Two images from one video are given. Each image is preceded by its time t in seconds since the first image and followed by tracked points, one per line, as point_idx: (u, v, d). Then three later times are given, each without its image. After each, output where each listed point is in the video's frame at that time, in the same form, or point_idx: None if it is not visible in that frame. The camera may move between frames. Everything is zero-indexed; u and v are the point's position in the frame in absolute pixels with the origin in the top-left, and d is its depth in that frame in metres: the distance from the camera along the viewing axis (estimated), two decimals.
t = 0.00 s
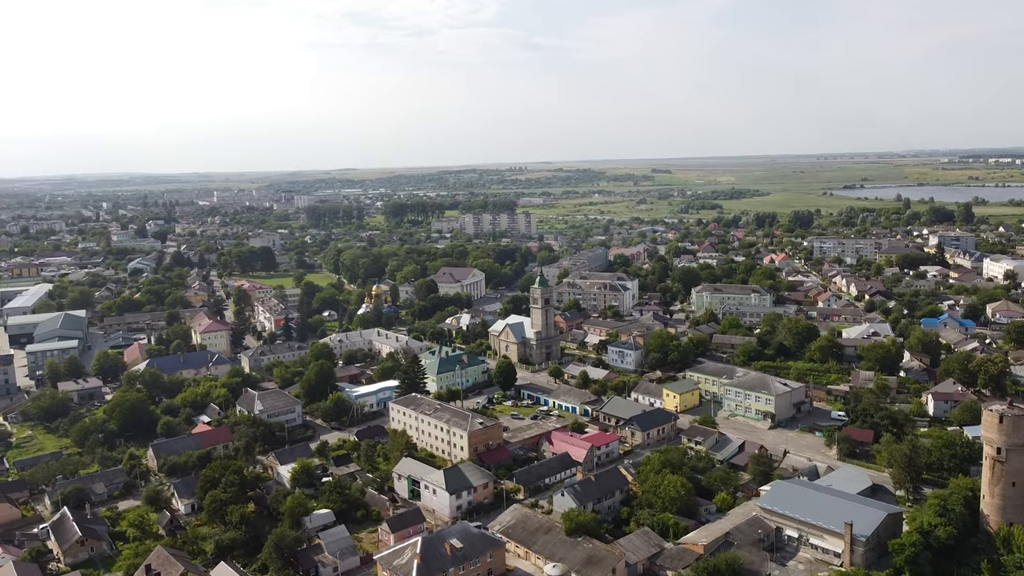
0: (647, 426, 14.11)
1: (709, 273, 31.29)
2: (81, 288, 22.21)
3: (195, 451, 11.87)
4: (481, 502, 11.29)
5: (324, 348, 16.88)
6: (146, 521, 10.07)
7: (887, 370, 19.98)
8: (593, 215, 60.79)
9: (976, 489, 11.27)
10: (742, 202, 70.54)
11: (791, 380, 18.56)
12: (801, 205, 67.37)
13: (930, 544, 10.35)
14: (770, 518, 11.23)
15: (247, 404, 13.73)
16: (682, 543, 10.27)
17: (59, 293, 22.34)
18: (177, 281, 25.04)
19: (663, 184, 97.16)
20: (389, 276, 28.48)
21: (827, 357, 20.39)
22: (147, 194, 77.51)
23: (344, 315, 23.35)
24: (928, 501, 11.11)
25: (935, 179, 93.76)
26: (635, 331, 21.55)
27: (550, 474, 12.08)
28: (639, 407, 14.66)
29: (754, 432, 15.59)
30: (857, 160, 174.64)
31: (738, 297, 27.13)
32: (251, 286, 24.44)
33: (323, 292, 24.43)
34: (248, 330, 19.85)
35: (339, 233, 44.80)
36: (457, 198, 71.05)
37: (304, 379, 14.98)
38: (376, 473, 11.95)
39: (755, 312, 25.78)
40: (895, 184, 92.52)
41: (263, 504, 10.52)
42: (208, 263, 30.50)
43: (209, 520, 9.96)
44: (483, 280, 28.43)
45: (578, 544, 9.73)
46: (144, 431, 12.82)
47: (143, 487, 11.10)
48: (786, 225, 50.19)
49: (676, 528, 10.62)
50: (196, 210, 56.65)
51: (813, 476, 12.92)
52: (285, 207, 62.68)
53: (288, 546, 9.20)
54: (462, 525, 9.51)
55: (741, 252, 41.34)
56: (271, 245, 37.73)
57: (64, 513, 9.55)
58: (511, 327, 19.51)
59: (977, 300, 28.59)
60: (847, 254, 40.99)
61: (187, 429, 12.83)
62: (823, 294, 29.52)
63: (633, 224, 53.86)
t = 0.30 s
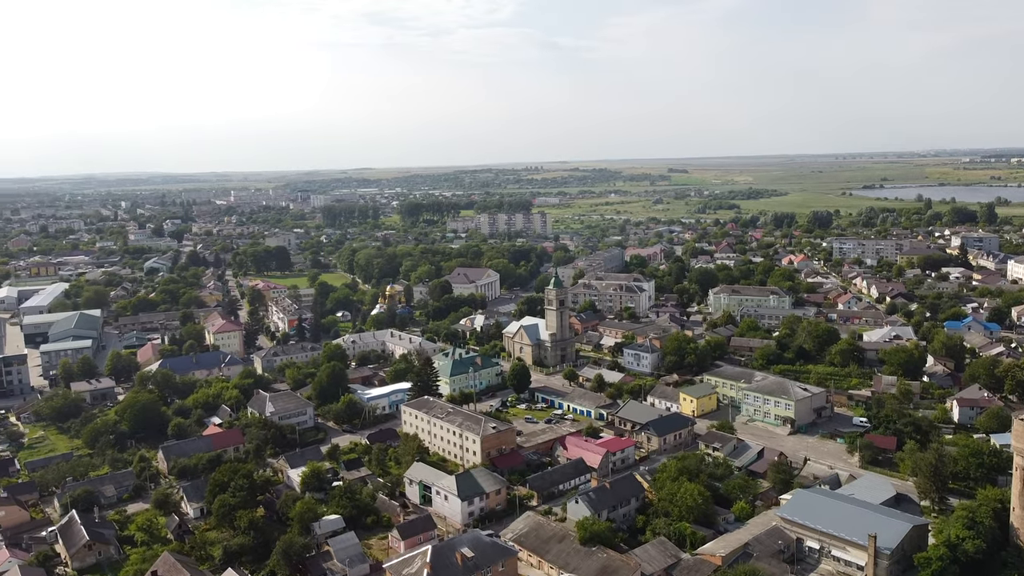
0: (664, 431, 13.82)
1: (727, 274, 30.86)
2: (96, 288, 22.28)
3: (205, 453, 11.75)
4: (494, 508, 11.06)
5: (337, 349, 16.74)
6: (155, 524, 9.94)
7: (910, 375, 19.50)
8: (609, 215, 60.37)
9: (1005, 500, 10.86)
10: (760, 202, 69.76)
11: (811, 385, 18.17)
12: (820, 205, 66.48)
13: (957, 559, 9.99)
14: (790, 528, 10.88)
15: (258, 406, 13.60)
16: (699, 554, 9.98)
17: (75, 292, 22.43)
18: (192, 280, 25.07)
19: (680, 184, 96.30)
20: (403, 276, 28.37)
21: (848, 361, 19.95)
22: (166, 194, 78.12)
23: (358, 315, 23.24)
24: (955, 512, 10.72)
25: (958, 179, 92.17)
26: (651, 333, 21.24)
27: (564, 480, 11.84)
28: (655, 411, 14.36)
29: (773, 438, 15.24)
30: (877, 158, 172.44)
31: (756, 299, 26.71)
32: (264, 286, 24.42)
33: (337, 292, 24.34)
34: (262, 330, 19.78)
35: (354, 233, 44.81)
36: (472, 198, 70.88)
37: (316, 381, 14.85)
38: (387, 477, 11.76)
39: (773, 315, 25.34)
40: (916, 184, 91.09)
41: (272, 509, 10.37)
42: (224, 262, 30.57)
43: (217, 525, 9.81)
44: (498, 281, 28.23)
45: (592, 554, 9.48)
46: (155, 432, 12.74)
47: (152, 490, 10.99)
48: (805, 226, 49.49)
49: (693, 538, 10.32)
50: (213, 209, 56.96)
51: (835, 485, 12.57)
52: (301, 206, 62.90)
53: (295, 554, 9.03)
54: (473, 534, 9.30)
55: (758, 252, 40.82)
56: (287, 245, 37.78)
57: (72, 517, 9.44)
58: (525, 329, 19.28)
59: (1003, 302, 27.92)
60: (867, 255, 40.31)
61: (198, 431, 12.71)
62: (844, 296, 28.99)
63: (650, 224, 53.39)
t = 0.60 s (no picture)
0: (680, 436, 13.54)
1: (745, 275, 30.44)
2: (112, 287, 22.35)
3: (215, 456, 11.64)
4: (506, 515, 10.85)
5: (349, 350, 16.62)
6: (164, 528, 9.82)
7: (934, 380, 19.01)
8: (625, 215, 59.95)
9: None
10: (778, 202, 69.01)
11: (831, 389, 17.78)
12: (840, 205, 65.61)
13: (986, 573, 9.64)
14: (810, 539, 10.56)
15: (269, 407, 13.49)
16: (717, 565, 9.70)
17: (90, 292, 22.53)
18: (206, 280, 25.11)
19: (697, 184, 95.48)
20: (418, 276, 28.27)
21: (870, 365, 19.52)
22: (184, 194, 78.75)
23: (371, 316, 23.13)
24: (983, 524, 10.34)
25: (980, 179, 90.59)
26: (668, 335, 20.93)
27: (578, 486, 11.59)
28: (672, 416, 14.08)
29: (793, 444, 14.90)
30: (898, 157, 170.16)
31: (774, 301, 26.29)
32: (279, 286, 24.39)
33: (351, 292, 24.26)
34: (275, 330, 19.72)
35: (369, 232, 44.84)
36: (488, 198, 70.73)
37: (328, 382, 14.72)
38: (398, 481, 11.59)
39: (792, 317, 24.92)
40: (937, 184, 89.68)
41: (281, 514, 10.21)
42: (239, 262, 30.64)
43: (225, 530, 9.67)
44: (512, 282, 28.04)
45: (606, 565, 9.22)
46: (166, 434, 12.66)
47: (162, 493, 10.88)
48: (824, 227, 48.82)
49: (710, 548, 10.03)
50: (230, 208, 57.23)
51: (856, 494, 12.22)
52: (317, 205, 63.10)
53: (304, 560, 8.86)
54: (485, 542, 9.08)
55: (777, 253, 40.29)
56: (302, 244, 37.84)
57: (80, 520, 9.35)
58: (540, 331, 19.06)
59: None
60: (888, 256, 39.64)
61: (209, 433, 12.62)
62: (864, 298, 28.48)
63: (666, 224, 52.96)
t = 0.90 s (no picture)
0: (698, 442, 13.23)
1: (763, 277, 30.00)
2: (127, 286, 22.41)
3: (225, 459, 11.51)
4: (519, 522, 10.63)
5: (361, 351, 16.48)
6: (171, 533, 9.69)
7: (959, 386, 18.47)
8: (641, 215, 59.50)
9: None
10: (797, 202, 68.20)
11: (853, 395, 17.37)
12: (859, 206, 64.69)
13: None
14: (833, 551, 10.21)
15: (280, 409, 13.35)
16: None
17: (106, 291, 22.61)
18: (221, 280, 25.14)
19: (714, 184, 94.64)
20: (432, 276, 28.13)
21: (892, 369, 19.08)
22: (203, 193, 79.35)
23: (385, 316, 23.01)
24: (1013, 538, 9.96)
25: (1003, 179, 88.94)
26: (684, 338, 20.60)
27: (593, 493, 11.34)
28: (689, 421, 13.79)
29: (813, 451, 14.54)
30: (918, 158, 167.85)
31: (793, 303, 25.84)
32: (293, 285, 24.35)
33: (365, 293, 24.17)
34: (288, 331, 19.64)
35: (385, 232, 44.81)
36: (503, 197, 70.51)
37: (339, 384, 14.58)
38: (409, 486, 11.40)
39: (812, 319, 24.48)
40: (959, 184, 88.22)
41: (290, 519, 10.05)
42: (254, 261, 30.68)
43: (233, 535, 9.52)
44: (527, 282, 27.81)
45: None
46: (177, 436, 12.57)
47: (171, 496, 10.77)
48: (843, 227, 48.11)
49: (728, 560, 9.73)
50: (247, 207, 57.52)
51: (879, 505, 11.87)
52: (333, 205, 63.22)
53: (312, 568, 8.67)
54: (496, 552, 8.87)
55: (796, 254, 39.73)
56: (317, 244, 37.86)
57: (88, 524, 9.24)
58: (554, 333, 18.81)
59: None
60: (909, 257, 38.94)
61: (219, 435, 12.52)
62: (885, 300, 27.94)
63: (683, 225, 52.48)
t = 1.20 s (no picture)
0: (715, 448, 12.93)
1: (781, 278, 29.56)
2: (142, 286, 22.46)
3: (235, 461, 11.40)
4: (531, 530, 10.40)
5: (374, 353, 16.34)
6: (179, 537, 9.58)
7: (984, 394, 17.77)
8: (657, 215, 59.02)
9: None
10: (815, 203, 67.34)
11: (874, 400, 16.97)
12: (879, 206, 63.76)
13: None
14: (855, 564, 9.91)
15: (291, 412, 13.23)
16: None
17: (121, 290, 22.68)
18: (235, 280, 25.15)
19: (731, 184, 93.79)
20: (446, 276, 28.00)
21: (914, 374, 18.64)
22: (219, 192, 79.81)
23: (398, 316, 22.89)
24: None
25: None
26: (701, 341, 20.29)
27: (607, 501, 11.09)
28: (706, 427, 13.49)
29: (833, 459, 14.18)
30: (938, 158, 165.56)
31: (812, 305, 25.39)
32: (306, 285, 24.31)
33: (378, 293, 24.07)
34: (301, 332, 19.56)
35: (399, 232, 44.77)
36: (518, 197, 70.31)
37: (351, 386, 14.43)
38: (420, 492, 11.22)
39: (831, 322, 24.06)
40: (981, 184, 86.78)
41: (299, 525, 9.90)
42: (268, 261, 30.72)
43: (241, 540, 9.38)
44: (542, 283, 27.59)
45: None
46: (187, 437, 12.48)
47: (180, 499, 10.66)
48: (863, 227, 47.42)
49: (747, 570, 9.41)
50: (263, 207, 57.73)
51: (903, 515, 11.51)
52: (348, 204, 63.33)
53: None
54: (507, 562, 8.65)
55: (814, 255, 39.17)
56: (332, 243, 37.86)
57: (95, 528, 9.14)
58: (569, 335, 18.57)
59: None
60: (930, 259, 38.24)
61: (230, 437, 12.41)
62: (907, 303, 27.41)
63: (699, 225, 51.99)
